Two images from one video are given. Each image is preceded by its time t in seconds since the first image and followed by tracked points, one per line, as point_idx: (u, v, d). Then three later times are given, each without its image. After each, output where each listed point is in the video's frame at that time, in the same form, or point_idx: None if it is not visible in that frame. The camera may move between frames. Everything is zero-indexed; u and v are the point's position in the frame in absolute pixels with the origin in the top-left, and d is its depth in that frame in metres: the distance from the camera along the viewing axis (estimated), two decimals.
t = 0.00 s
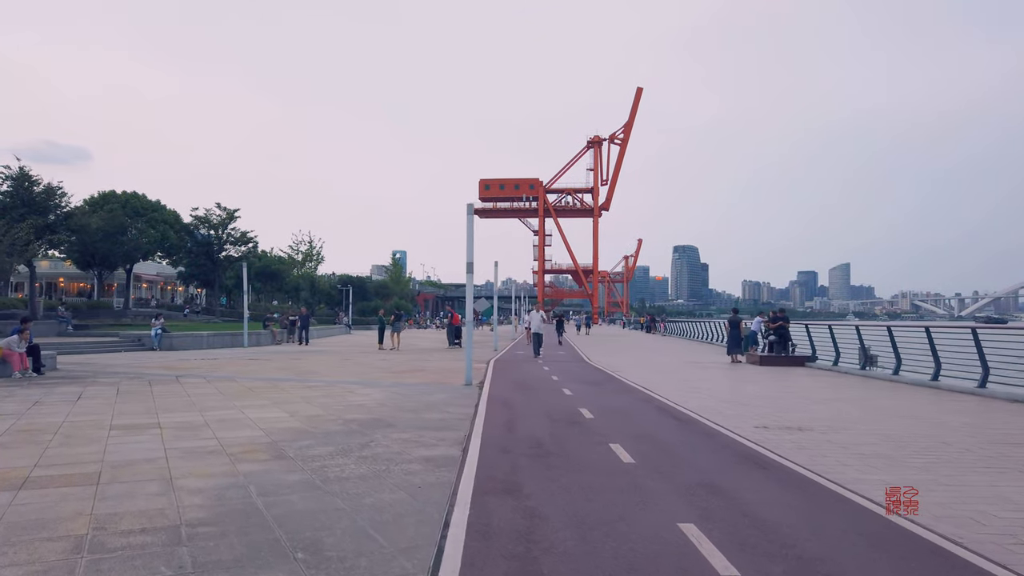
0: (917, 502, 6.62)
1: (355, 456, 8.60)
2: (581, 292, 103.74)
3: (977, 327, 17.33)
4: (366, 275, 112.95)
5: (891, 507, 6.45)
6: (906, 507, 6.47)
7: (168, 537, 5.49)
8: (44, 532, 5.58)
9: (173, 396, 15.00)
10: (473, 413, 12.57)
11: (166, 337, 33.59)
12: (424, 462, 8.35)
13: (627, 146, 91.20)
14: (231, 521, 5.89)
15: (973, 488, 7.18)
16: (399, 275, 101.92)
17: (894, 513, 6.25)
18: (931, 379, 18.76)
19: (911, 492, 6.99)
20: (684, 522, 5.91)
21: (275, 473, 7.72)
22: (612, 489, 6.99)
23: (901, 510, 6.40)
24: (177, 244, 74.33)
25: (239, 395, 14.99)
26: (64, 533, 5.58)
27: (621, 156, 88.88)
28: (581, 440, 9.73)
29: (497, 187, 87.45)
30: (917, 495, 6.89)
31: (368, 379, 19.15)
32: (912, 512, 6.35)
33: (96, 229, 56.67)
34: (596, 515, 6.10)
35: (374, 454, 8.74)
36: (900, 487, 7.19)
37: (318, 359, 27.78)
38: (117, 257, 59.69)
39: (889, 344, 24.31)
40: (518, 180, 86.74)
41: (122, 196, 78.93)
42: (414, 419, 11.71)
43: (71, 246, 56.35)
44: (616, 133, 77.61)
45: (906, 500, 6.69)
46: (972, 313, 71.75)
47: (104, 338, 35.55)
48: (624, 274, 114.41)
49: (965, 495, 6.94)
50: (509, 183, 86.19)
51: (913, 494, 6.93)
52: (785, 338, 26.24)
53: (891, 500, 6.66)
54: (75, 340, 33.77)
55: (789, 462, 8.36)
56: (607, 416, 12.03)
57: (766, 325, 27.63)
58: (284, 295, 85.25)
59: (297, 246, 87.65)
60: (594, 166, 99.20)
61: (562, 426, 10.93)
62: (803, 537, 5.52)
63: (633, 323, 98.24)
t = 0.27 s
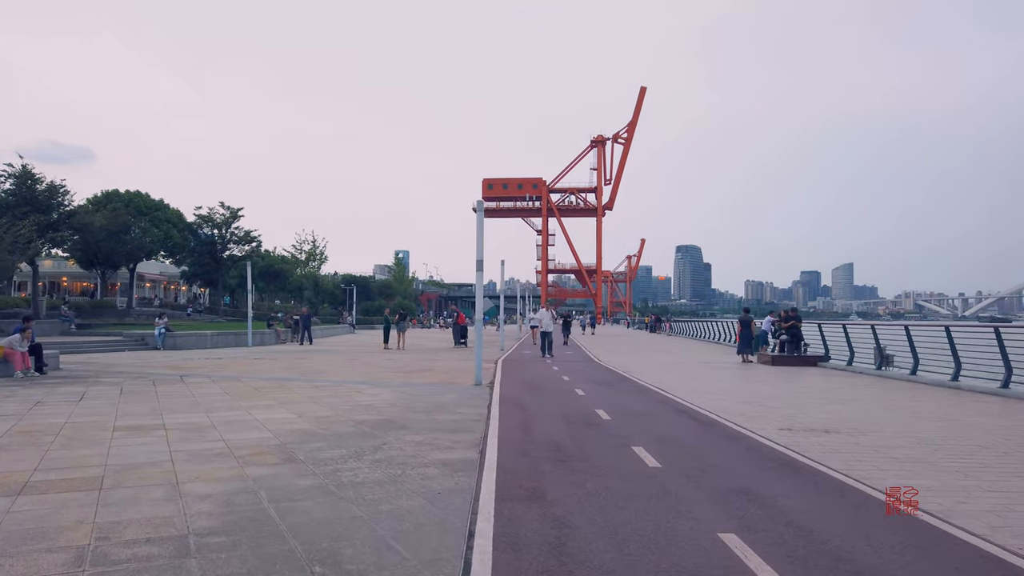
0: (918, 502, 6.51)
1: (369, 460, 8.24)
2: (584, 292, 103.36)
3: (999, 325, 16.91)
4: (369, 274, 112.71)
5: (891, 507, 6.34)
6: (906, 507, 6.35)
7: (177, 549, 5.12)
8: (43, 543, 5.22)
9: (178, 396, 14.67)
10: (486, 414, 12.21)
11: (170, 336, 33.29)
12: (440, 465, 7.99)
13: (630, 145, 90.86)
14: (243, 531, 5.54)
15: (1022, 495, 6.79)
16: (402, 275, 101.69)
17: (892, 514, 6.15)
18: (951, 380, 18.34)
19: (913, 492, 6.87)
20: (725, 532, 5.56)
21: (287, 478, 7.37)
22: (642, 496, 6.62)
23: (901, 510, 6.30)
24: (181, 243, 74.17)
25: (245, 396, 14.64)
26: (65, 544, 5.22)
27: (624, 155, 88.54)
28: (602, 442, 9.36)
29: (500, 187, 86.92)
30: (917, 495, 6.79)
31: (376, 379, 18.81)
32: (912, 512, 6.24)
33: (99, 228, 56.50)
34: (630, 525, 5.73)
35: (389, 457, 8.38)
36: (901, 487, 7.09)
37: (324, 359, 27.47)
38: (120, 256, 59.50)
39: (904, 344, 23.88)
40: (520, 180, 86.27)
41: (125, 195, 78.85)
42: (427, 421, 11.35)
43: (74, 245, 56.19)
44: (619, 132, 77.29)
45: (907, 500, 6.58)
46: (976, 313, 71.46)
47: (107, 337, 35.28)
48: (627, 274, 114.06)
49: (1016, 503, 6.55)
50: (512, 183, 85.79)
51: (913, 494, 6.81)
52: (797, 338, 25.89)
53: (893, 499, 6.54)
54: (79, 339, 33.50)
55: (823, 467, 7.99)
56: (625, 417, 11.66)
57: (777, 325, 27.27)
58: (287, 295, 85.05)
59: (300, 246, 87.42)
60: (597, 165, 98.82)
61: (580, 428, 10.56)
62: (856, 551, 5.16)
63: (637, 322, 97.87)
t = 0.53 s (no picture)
0: (917, 502, 6.60)
1: (385, 469, 7.87)
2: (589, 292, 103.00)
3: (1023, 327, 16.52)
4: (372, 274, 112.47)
5: (890, 507, 6.44)
6: (905, 507, 6.45)
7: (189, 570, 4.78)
8: (45, 564, 4.88)
9: (184, 400, 14.35)
10: (501, 418, 11.86)
11: (174, 337, 33.00)
12: (460, 475, 7.63)
13: (634, 145, 90.52)
14: (258, 549, 5.19)
15: None
16: (405, 275, 101.44)
17: (893, 514, 6.24)
18: (971, 383, 17.97)
19: (912, 493, 6.97)
20: (774, 553, 5.19)
21: (302, 489, 7.01)
22: (678, 509, 6.26)
23: (901, 510, 6.38)
24: (184, 243, 73.98)
25: (252, 399, 14.29)
26: (70, 564, 4.89)
27: (628, 155, 88.21)
28: (625, 449, 9.01)
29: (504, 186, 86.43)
30: (917, 495, 6.88)
31: (384, 381, 18.50)
32: (911, 512, 6.33)
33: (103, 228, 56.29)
34: (670, 543, 5.37)
35: (406, 466, 8.03)
36: (901, 487, 7.18)
37: (330, 360, 27.18)
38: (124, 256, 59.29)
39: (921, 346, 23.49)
40: (524, 180, 85.69)
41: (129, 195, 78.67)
42: (442, 426, 10.99)
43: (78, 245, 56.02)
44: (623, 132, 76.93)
45: (906, 500, 6.67)
46: (981, 313, 71.26)
47: (111, 338, 34.99)
48: (631, 274, 113.74)
49: None
50: (516, 183, 85.34)
51: (914, 494, 6.92)
52: (811, 340, 25.58)
53: (891, 499, 6.64)
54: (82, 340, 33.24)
55: (862, 477, 7.63)
56: (645, 422, 11.29)
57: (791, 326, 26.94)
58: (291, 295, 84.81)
59: (304, 246, 87.21)
60: (601, 165, 98.46)
61: (600, 433, 10.20)
62: None
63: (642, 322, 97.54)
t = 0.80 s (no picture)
0: (917, 502, 6.61)
1: (406, 475, 7.56)
2: (593, 292, 102.61)
3: None
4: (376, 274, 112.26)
5: (891, 507, 6.43)
6: (906, 507, 6.45)
7: None
8: None
9: (191, 402, 14.01)
10: (518, 421, 11.52)
11: (179, 338, 32.70)
12: (484, 482, 7.29)
13: (639, 145, 90.26)
14: (278, 564, 4.84)
15: None
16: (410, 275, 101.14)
17: (895, 513, 6.24)
18: (993, 384, 17.58)
19: (912, 492, 6.98)
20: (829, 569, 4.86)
21: (318, 498, 6.68)
22: (719, 520, 5.92)
23: (902, 510, 6.38)
24: (188, 243, 73.77)
25: (261, 401, 13.98)
26: None
27: (632, 155, 87.92)
28: (652, 454, 8.69)
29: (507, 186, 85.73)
30: (917, 495, 6.89)
31: (394, 383, 18.16)
32: (912, 512, 6.33)
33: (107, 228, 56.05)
34: (716, 557, 5.05)
35: (425, 472, 7.69)
36: (901, 487, 7.18)
37: (337, 360, 26.86)
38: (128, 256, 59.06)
39: (938, 347, 23.08)
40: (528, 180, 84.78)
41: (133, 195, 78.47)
42: (458, 429, 10.66)
43: (82, 245, 55.82)
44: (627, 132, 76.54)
45: (905, 500, 6.69)
46: (984, 312, 71.11)
47: (116, 338, 34.70)
48: (635, 274, 113.36)
49: None
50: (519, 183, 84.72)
51: (914, 494, 6.92)
52: (824, 341, 25.22)
53: (892, 499, 6.65)
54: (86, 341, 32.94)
55: (904, 485, 7.29)
56: (667, 426, 10.96)
57: (805, 327, 26.58)
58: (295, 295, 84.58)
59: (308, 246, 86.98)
60: (605, 165, 98.07)
61: (623, 438, 9.87)
62: None
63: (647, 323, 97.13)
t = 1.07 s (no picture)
0: (916, 502, 6.65)
1: (423, 485, 7.21)
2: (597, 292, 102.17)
3: None
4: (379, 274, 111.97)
5: (889, 507, 6.49)
6: (905, 507, 6.50)
7: None
8: None
9: (196, 405, 13.68)
10: (533, 426, 11.18)
11: (183, 338, 32.39)
12: (505, 492, 6.95)
13: (642, 144, 89.84)
14: None
15: None
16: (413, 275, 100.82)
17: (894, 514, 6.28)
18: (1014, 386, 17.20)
19: (912, 492, 7.02)
20: None
21: (332, 510, 6.33)
22: (760, 536, 5.59)
23: (901, 510, 6.44)
24: (192, 242, 73.51)
25: (267, 404, 13.64)
26: None
27: (635, 154, 87.53)
28: (677, 462, 8.35)
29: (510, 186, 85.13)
30: (916, 494, 6.93)
31: (402, 384, 17.82)
32: (910, 512, 6.39)
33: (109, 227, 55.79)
34: None
35: (443, 481, 7.35)
36: (900, 487, 7.22)
37: (343, 361, 26.54)
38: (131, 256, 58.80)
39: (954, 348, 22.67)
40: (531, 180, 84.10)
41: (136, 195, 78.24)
42: (473, 434, 10.32)
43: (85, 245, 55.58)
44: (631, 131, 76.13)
45: (905, 500, 6.74)
46: (990, 312, 70.47)
47: (119, 339, 34.41)
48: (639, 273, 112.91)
49: None
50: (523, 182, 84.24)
51: (913, 494, 6.96)
52: (837, 342, 24.85)
53: (891, 499, 6.70)
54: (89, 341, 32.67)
55: (946, 495, 6.94)
56: (688, 431, 10.61)
57: (817, 327, 26.15)
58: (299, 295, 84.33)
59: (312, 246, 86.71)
60: (608, 165, 97.65)
61: (645, 444, 9.52)
62: None
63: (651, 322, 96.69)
